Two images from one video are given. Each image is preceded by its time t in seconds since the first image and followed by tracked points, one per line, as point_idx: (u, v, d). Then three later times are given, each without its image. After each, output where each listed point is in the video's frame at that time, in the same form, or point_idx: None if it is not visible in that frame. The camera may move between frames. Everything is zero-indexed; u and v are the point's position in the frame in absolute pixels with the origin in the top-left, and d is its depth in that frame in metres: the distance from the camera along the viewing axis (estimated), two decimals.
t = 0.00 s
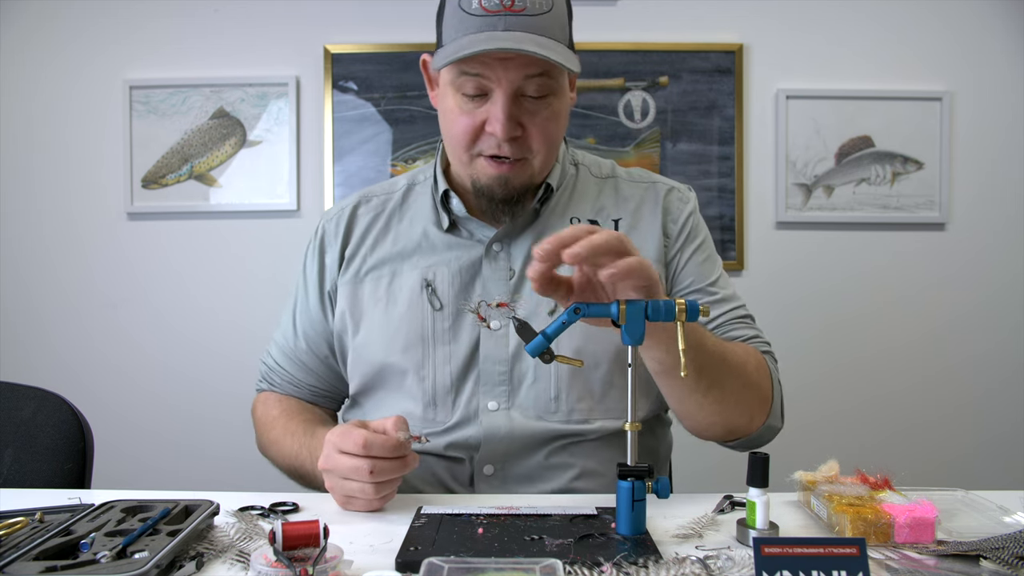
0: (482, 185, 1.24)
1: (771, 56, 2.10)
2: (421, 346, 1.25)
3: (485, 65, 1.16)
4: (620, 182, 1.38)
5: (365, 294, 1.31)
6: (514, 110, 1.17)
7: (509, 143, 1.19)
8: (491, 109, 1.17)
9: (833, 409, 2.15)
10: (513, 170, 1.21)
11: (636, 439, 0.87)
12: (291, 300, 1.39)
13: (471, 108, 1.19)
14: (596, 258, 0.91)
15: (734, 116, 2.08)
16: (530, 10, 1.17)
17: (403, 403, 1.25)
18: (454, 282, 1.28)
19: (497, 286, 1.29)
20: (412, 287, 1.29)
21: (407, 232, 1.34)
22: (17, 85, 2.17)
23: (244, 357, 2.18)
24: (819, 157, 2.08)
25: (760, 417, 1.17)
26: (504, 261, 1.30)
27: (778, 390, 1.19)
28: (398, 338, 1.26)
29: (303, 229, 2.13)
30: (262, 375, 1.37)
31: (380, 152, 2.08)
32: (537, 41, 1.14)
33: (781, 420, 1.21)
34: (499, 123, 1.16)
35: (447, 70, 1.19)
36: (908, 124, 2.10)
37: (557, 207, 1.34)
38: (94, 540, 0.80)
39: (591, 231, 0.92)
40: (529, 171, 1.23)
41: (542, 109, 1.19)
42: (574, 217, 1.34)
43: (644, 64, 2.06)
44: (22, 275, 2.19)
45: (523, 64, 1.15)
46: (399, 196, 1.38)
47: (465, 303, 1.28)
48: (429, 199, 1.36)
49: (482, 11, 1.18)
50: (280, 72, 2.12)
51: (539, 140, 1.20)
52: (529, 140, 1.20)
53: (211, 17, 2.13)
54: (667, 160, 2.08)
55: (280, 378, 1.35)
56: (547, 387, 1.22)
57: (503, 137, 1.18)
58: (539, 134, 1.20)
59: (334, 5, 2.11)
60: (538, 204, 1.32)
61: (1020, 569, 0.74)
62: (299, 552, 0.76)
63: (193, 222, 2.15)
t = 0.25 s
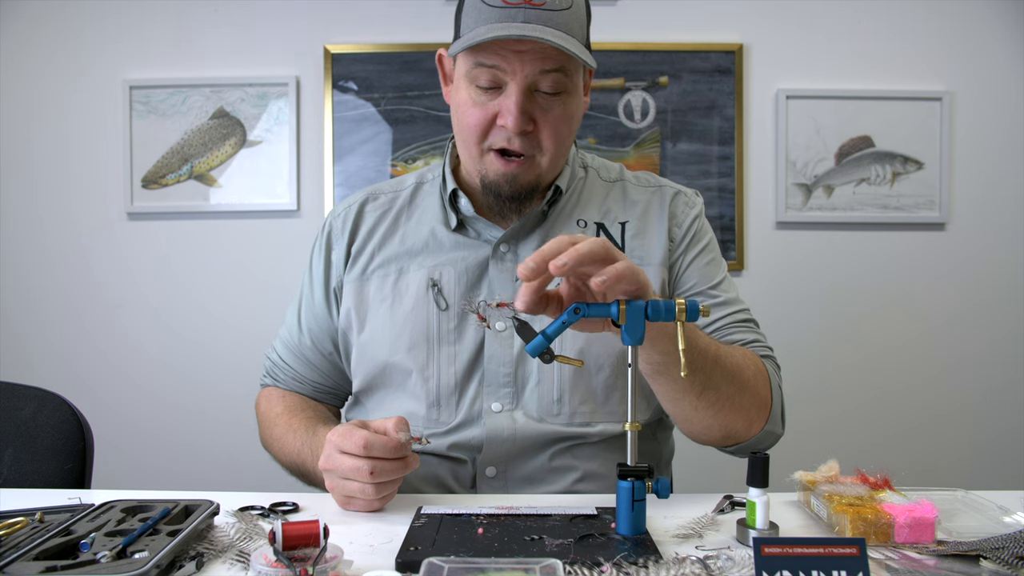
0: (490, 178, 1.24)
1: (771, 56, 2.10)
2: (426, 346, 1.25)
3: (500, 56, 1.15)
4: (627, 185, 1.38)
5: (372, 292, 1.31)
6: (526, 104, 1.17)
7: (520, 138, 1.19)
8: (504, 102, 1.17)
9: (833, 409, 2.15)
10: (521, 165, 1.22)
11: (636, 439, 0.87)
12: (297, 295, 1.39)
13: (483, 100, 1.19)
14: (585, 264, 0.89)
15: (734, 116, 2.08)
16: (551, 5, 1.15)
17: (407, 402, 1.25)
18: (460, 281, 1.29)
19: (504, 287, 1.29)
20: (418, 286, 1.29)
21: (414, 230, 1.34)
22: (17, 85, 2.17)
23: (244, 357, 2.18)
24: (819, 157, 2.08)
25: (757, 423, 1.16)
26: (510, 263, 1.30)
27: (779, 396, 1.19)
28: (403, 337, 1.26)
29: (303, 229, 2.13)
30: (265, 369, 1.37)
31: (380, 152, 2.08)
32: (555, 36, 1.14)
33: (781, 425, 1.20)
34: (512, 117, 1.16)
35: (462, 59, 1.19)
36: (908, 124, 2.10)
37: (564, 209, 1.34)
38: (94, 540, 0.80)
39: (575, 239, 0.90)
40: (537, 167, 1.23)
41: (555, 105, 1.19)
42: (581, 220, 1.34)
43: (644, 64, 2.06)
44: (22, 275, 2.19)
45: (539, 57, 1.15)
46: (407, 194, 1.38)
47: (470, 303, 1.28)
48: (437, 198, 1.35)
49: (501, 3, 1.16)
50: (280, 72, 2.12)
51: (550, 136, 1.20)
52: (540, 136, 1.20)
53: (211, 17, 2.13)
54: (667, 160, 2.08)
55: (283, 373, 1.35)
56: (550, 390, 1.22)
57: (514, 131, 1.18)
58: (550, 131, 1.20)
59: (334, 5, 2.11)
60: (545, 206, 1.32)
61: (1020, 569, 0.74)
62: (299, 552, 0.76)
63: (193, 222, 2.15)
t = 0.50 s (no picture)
0: (495, 162, 1.24)
1: (771, 56, 2.10)
2: (427, 347, 1.25)
3: (511, 35, 1.16)
4: (631, 189, 1.39)
5: (372, 291, 1.31)
6: (535, 83, 1.17)
7: (527, 118, 1.19)
8: (513, 82, 1.18)
9: (834, 409, 2.15)
10: (527, 147, 1.21)
11: (636, 439, 0.87)
12: (297, 291, 1.39)
13: (492, 80, 1.19)
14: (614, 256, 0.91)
15: (734, 116, 2.08)
16: None
17: (408, 403, 1.25)
18: (462, 282, 1.28)
19: (506, 288, 1.29)
20: (419, 286, 1.29)
21: (416, 229, 1.34)
22: (18, 85, 2.17)
23: (244, 357, 2.18)
24: (819, 157, 2.08)
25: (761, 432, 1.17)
26: (512, 264, 1.30)
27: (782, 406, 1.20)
28: (404, 337, 1.26)
29: (303, 229, 2.13)
30: (264, 367, 1.37)
31: (380, 152, 2.08)
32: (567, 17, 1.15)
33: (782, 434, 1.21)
34: (520, 95, 1.17)
35: (473, 40, 1.20)
36: (908, 124, 2.10)
37: (568, 211, 1.33)
38: (94, 540, 0.80)
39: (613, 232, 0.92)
40: (543, 152, 1.23)
41: (563, 88, 1.19)
42: (585, 222, 1.34)
43: (644, 64, 2.06)
44: (23, 275, 2.19)
45: (550, 37, 1.16)
46: (409, 192, 1.38)
47: (471, 304, 1.28)
48: (439, 197, 1.35)
49: None
50: (280, 72, 2.12)
51: (557, 119, 1.20)
52: (547, 118, 1.20)
53: (211, 17, 2.13)
54: (667, 160, 2.08)
55: (282, 371, 1.35)
56: (552, 391, 1.22)
57: (522, 110, 1.18)
58: (558, 114, 1.20)
59: (334, 5, 2.11)
60: (548, 207, 1.32)
61: (1019, 569, 0.74)
62: (299, 552, 0.76)
63: (193, 222, 2.15)
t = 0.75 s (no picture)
0: (502, 166, 1.23)
1: (771, 56, 2.10)
2: (430, 346, 1.25)
3: (519, 39, 1.16)
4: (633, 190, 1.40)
5: (374, 291, 1.31)
6: (543, 88, 1.17)
7: (535, 122, 1.19)
8: (521, 86, 1.18)
9: (834, 409, 2.15)
10: (534, 151, 1.21)
11: (636, 439, 0.87)
12: (297, 292, 1.38)
13: (499, 84, 1.19)
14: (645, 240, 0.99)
15: (734, 116, 2.08)
16: None
17: (410, 402, 1.25)
18: (464, 282, 1.29)
19: (508, 287, 1.29)
20: (421, 286, 1.29)
21: (417, 229, 1.34)
22: (18, 85, 2.17)
23: (243, 357, 2.18)
24: (819, 157, 2.08)
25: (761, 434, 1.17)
26: (514, 263, 1.30)
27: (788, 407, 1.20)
28: (406, 337, 1.26)
29: (303, 229, 2.13)
30: (264, 367, 1.37)
31: (380, 152, 2.08)
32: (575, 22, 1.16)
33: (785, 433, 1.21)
34: (528, 99, 1.17)
35: (480, 43, 1.19)
36: (908, 124, 2.10)
37: (570, 210, 1.33)
38: (94, 540, 0.80)
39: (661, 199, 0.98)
40: (550, 155, 1.23)
41: (570, 92, 1.19)
42: (588, 223, 1.33)
43: (644, 64, 2.06)
44: (22, 275, 2.19)
45: (558, 41, 1.16)
46: (409, 192, 1.38)
47: (474, 304, 1.28)
48: (440, 197, 1.35)
49: None
50: (279, 72, 2.12)
51: (564, 123, 1.20)
52: (554, 122, 1.20)
53: (211, 17, 2.13)
54: (667, 160, 2.08)
55: (282, 371, 1.35)
56: (555, 392, 1.22)
57: (530, 114, 1.18)
58: (565, 117, 1.20)
59: (334, 5, 2.11)
60: (549, 207, 1.32)
61: (1020, 569, 0.74)
62: (299, 552, 0.76)
63: (193, 222, 2.15)
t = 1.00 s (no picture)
0: (496, 174, 1.24)
1: (771, 56, 2.10)
2: (433, 345, 1.25)
3: (492, 50, 1.16)
4: (635, 192, 1.38)
5: (377, 290, 1.31)
6: (523, 94, 1.17)
7: (521, 128, 1.19)
8: (502, 95, 1.18)
9: (834, 409, 2.15)
10: (525, 155, 1.22)
11: (636, 439, 0.87)
12: (300, 290, 1.38)
13: (481, 96, 1.19)
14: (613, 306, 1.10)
15: (734, 116, 2.08)
16: None
17: (412, 401, 1.25)
18: (467, 282, 1.29)
19: (510, 288, 1.28)
20: (424, 285, 1.29)
21: (420, 229, 1.34)
22: (18, 85, 2.17)
23: (243, 357, 2.18)
24: (819, 157, 2.08)
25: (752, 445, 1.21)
26: (517, 264, 1.29)
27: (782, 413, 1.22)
28: (409, 336, 1.26)
29: (303, 229, 2.13)
30: (267, 366, 1.37)
31: (380, 152, 2.08)
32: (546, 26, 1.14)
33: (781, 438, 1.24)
34: (510, 108, 1.17)
35: (456, 59, 1.20)
36: (908, 124, 2.10)
37: (573, 213, 1.33)
38: (94, 540, 0.80)
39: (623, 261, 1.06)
40: (542, 156, 1.23)
41: (552, 93, 1.19)
42: (592, 226, 1.33)
43: (644, 64, 2.06)
44: (22, 275, 2.19)
45: (531, 46, 1.15)
46: (413, 191, 1.38)
47: (477, 304, 1.28)
48: (443, 197, 1.35)
49: None
50: (280, 72, 2.12)
51: (551, 124, 1.20)
52: (540, 125, 1.20)
53: (211, 17, 2.13)
54: (667, 160, 2.08)
55: (285, 370, 1.35)
56: (558, 393, 1.22)
57: (514, 122, 1.18)
58: (551, 119, 1.20)
59: (334, 5, 2.11)
60: (552, 209, 1.31)
61: (1020, 569, 0.74)
62: (299, 552, 0.76)
63: (193, 222, 2.15)
